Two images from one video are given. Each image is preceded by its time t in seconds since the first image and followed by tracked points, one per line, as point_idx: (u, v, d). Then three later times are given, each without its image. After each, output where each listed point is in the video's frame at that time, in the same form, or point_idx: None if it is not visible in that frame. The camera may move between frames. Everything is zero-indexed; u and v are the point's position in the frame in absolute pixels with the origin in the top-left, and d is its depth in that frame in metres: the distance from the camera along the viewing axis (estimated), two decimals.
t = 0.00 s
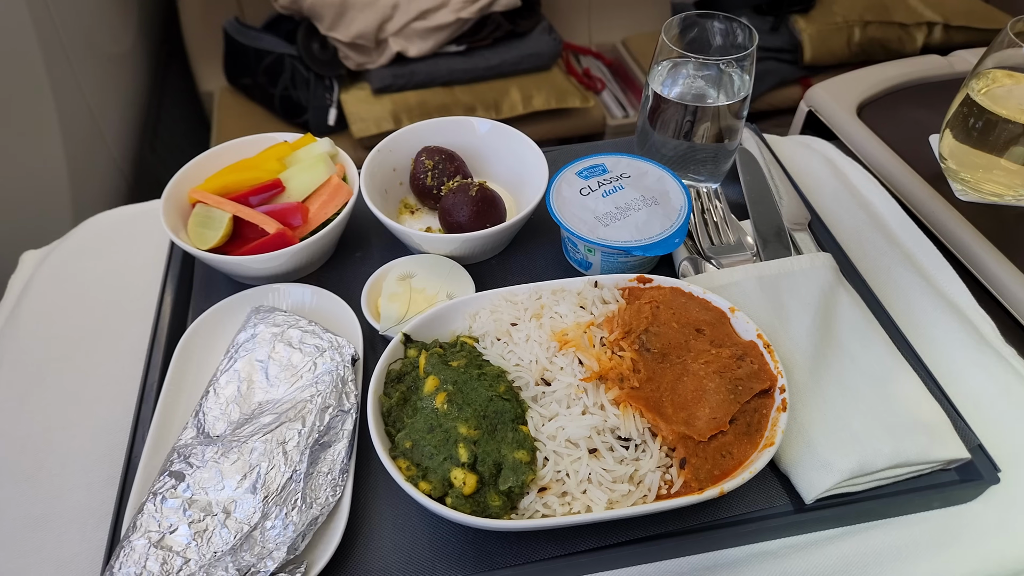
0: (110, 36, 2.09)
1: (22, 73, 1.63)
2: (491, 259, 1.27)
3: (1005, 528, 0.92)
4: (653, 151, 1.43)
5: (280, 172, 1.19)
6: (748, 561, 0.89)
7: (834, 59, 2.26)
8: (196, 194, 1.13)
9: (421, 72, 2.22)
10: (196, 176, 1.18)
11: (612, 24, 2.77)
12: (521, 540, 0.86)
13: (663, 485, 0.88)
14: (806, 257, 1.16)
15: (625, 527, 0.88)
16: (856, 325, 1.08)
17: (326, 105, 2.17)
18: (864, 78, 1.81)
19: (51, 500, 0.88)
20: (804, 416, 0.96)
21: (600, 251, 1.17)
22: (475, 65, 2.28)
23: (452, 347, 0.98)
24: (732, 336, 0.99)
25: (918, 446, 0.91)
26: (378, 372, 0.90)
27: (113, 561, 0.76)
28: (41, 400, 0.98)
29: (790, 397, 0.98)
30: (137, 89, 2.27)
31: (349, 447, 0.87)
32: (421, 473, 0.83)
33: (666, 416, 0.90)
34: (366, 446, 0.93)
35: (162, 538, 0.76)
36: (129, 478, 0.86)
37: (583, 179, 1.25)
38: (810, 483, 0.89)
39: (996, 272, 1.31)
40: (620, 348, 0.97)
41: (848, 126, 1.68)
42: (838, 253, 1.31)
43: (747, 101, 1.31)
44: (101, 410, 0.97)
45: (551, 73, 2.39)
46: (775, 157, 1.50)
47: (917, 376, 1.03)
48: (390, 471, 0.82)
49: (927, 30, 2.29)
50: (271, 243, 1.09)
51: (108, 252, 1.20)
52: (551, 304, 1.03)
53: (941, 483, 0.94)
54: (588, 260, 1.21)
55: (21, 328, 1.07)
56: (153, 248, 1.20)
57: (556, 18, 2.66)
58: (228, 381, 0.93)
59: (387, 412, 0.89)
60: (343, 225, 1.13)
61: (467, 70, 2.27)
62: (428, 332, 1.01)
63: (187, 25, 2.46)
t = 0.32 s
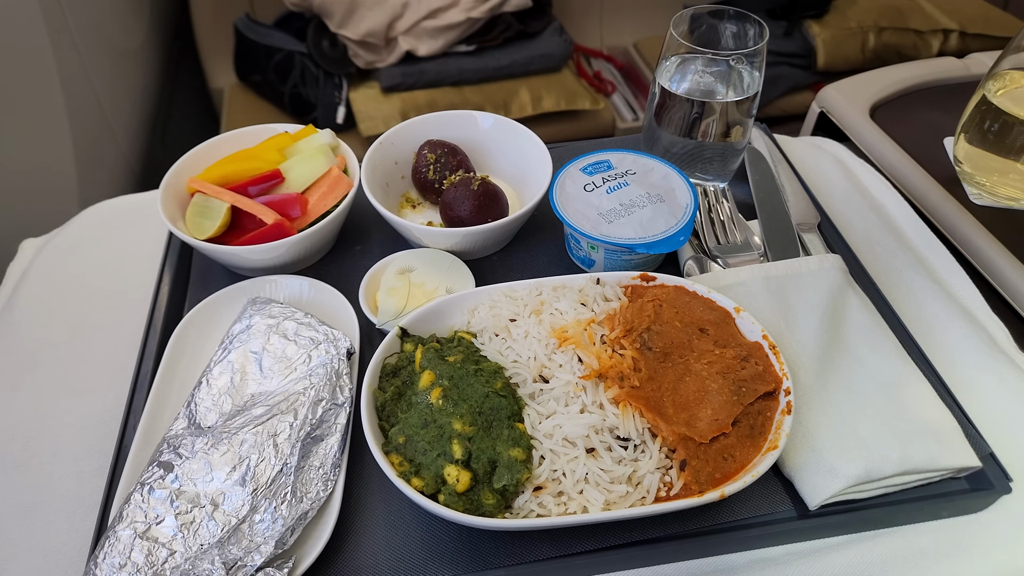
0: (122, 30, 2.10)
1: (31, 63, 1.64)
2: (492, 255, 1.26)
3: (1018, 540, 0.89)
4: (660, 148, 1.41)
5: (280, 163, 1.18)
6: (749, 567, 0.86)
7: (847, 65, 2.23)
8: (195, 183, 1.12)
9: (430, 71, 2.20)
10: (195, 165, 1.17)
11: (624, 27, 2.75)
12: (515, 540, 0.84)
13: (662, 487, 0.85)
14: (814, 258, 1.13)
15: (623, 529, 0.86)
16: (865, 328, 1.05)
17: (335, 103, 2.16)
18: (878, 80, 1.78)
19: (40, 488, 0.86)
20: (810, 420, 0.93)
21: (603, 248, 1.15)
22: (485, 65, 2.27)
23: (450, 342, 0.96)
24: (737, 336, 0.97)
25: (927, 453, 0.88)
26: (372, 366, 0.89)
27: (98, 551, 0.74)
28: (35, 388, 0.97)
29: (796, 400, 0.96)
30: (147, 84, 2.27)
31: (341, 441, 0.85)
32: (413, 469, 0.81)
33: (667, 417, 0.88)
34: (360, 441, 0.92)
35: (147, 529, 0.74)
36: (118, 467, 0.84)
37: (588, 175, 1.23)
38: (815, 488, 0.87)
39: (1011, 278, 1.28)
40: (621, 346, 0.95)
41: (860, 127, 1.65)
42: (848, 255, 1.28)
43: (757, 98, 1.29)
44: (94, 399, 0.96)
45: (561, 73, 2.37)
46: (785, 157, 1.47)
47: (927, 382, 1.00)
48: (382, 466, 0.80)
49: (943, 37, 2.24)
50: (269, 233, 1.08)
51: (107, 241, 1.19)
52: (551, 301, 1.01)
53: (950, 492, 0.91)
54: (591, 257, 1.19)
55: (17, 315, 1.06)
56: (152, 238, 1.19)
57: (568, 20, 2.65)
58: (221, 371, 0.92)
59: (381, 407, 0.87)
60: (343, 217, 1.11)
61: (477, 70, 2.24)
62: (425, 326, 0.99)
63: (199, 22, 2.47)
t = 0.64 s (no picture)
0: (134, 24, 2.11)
1: (41, 52, 1.64)
2: (495, 250, 1.24)
3: None
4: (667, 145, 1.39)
5: (282, 153, 1.17)
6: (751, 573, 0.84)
7: (863, 70, 2.20)
8: (196, 172, 1.11)
9: (440, 69, 2.18)
10: (197, 154, 1.16)
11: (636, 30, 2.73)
12: (510, 539, 0.82)
13: (663, 488, 0.83)
14: (824, 259, 1.11)
15: (622, 531, 0.83)
16: (875, 331, 1.02)
17: (343, 100, 2.15)
18: (894, 82, 1.75)
19: (30, 475, 0.85)
20: (817, 423, 0.91)
21: (608, 245, 1.13)
22: (495, 64, 2.25)
23: (449, 336, 0.94)
24: (743, 336, 0.94)
25: (939, 460, 0.86)
26: (369, 358, 0.87)
27: (86, 539, 0.73)
28: (30, 374, 0.96)
29: (803, 403, 0.93)
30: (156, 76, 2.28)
31: (336, 434, 0.83)
32: (408, 463, 0.79)
33: (669, 417, 0.85)
34: (355, 435, 0.90)
35: (136, 518, 0.73)
36: (110, 456, 0.83)
37: (594, 170, 1.21)
38: (820, 493, 0.84)
39: None
40: (624, 344, 0.93)
41: (874, 128, 1.62)
42: (859, 257, 1.25)
43: (769, 96, 1.27)
44: (89, 386, 0.95)
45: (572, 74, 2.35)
46: (796, 157, 1.45)
47: (940, 387, 0.97)
48: (376, 460, 0.78)
49: (961, 43, 2.20)
50: (269, 223, 1.06)
51: (108, 229, 1.18)
52: (553, 296, 0.99)
53: (961, 500, 0.89)
54: (596, 254, 1.17)
55: (15, 302, 1.06)
56: (153, 227, 1.18)
57: (579, 20, 2.63)
58: (216, 361, 0.91)
59: (377, 399, 0.86)
60: (344, 207, 1.10)
61: (487, 69, 2.22)
62: (425, 320, 0.97)
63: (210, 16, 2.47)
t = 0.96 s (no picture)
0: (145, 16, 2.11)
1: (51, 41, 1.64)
2: (499, 245, 1.22)
3: None
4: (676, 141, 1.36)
5: (285, 142, 1.16)
6: None
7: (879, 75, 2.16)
8: (197, 159, 1.10)
9: (450, 67, 2.16)
10: (198, 143, 1.15)
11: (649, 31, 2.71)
12: (506, 536, 0.80)
13: (664, 488, 0.80)
14: (836, 259, 1.08)
15: (621, 531, 0.81)
16: (887, 333, 0.99)
17: (354, 97, 2.15)
18: (910, 82, 1.71)
19: (21, 461, 0.84)
20: (825, 425, 0.88)
21: (614, 240, 1.11)
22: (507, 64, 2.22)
23: (449, 328, 0.92)
24: (750, 334, 0.92)
25: (952, 466, 0.83)
26: (366, 349, 0.85)
27: (73, 526, 0.71)
28: (26, 360, 0.95)
29: (811, 404, 0.90)
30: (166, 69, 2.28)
31: (331, 426, 0.81)
32: (402, 457, 0.77)
33: (672, 415, 0.83)
34: (350, 428, 0.88)
35: (123, 506, 0.71)
36: (102, 442, 0.82)
37: (601, 165, 1.19)
38: (827, 497, 0.81)
39: None
40: (627, 340, 0.90)
41: (890, 129, 1.59)
42: (872, 258, 1.22)
43: (782, 88, 1.24)
44: (84, 373, 0.94)
45: (584, 74, 2.32)
46: (808, 155, 1.42)
47: (953, 391, 0.94)
48: (370, 453, 0.76)
49: (979, 50, 2.17)
50: (269, 212, 1.05)
51: (109, 217, 1.17)
52: (556, 290, 0.97)
53: (974, 508, 0.86)
54: (601, 249, 1.15)
55: (13, 287, 1.05)
56: (155, 215, 1.17)
57: (592, 20, 2.61)
58: (211, 350, 0.89)
59: (373, 391, 0.84)
60: (346, 197, 1.09)
61: (498, 68, 2.20)
62: (425, 312, 0.95)
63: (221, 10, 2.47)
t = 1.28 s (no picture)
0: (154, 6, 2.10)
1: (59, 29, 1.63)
2: (502, 237, 1.20)
3: None
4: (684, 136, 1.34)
5: (286, 129, 1.14)
6: None
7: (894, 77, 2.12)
8: (197, 145, 1.08)
9: (460, 63, 2.14)
10: (199, 128, 1.13)
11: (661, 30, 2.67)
12: (501, 533, 0.78)
13: (664, 487, 0.78)
14: (847, 257, 1.05)
15: (618, 530, 0.79)
16: (899, 333, 0.96)
17: (362, 92, 2.13)
18: (926, 81, 1.67)
19: (10, 446, 0.83)
20: (833, 426, 0.85)
21: (619, 234, 1.08)
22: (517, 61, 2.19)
23: (446, 320, 0.90)
24: (757, 332, 0.89)
25: (963, 470, 0.80)
26: (361, 339, 0.83)
27: (57, 511, 0.70)
28: (20, 344, 0.94)
29: (819, 404, 0.87)
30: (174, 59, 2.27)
31: (323, 416, 0.80)
32: (395, 449, 0.75)
33: (674, 412, 0.81)
34: (344, 419, 0.86)
35: (108, 493, 0.70)
36: (91, 427, 0.81)
37: (607, 157, 1.17)
38: (834, 500, 0.79)
39: None
40: (630, 335, 0.88)
41: (905, 127, 1.55)
42: (884, 258, 1.19)
43: (795, 79, 1.21)
44: (77, 358, 0.93)
45: (595, 73, 2.28)
46: (820, 152, 1.38)
47: (966, 394, 0.91)
48: (361, 444, 0.74)
49: (997, 54, 2.13)
50: (268, 198, 1.03)
51: (109, 203, 1.16)
52: (557, 283, 0.95)
53: (986, 514, 0.82)
54: (606, 243, 1.12)
55: (10, 272, 1.04)
56: (155, 201, 1.16)
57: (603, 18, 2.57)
58: (205, 337, 0.88)
59: (367, 382, 0.82)
60: (347, 185, 1.07)
61: (508, 65, 2.17)
62: (424, 303, 0.93)
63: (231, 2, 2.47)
